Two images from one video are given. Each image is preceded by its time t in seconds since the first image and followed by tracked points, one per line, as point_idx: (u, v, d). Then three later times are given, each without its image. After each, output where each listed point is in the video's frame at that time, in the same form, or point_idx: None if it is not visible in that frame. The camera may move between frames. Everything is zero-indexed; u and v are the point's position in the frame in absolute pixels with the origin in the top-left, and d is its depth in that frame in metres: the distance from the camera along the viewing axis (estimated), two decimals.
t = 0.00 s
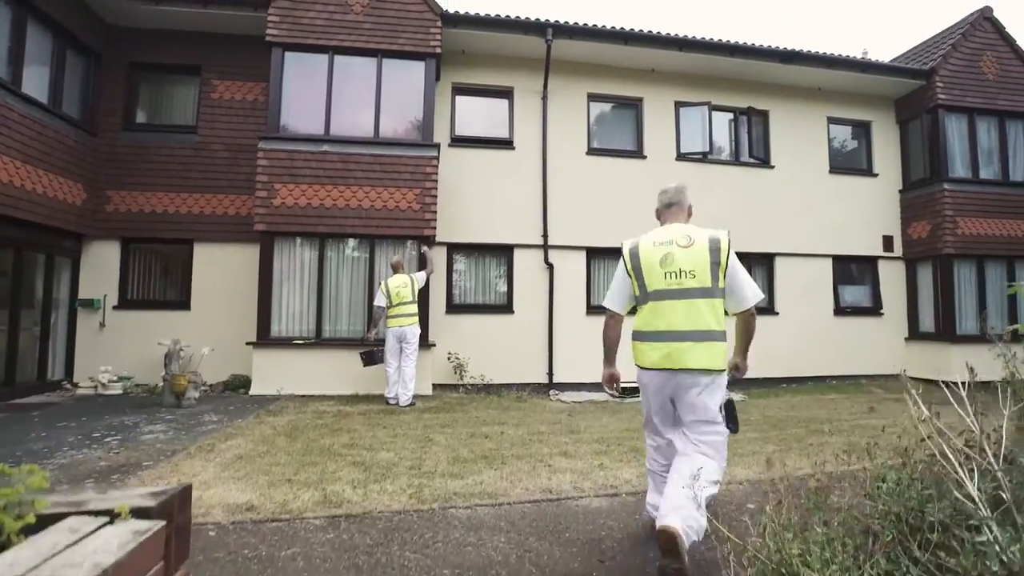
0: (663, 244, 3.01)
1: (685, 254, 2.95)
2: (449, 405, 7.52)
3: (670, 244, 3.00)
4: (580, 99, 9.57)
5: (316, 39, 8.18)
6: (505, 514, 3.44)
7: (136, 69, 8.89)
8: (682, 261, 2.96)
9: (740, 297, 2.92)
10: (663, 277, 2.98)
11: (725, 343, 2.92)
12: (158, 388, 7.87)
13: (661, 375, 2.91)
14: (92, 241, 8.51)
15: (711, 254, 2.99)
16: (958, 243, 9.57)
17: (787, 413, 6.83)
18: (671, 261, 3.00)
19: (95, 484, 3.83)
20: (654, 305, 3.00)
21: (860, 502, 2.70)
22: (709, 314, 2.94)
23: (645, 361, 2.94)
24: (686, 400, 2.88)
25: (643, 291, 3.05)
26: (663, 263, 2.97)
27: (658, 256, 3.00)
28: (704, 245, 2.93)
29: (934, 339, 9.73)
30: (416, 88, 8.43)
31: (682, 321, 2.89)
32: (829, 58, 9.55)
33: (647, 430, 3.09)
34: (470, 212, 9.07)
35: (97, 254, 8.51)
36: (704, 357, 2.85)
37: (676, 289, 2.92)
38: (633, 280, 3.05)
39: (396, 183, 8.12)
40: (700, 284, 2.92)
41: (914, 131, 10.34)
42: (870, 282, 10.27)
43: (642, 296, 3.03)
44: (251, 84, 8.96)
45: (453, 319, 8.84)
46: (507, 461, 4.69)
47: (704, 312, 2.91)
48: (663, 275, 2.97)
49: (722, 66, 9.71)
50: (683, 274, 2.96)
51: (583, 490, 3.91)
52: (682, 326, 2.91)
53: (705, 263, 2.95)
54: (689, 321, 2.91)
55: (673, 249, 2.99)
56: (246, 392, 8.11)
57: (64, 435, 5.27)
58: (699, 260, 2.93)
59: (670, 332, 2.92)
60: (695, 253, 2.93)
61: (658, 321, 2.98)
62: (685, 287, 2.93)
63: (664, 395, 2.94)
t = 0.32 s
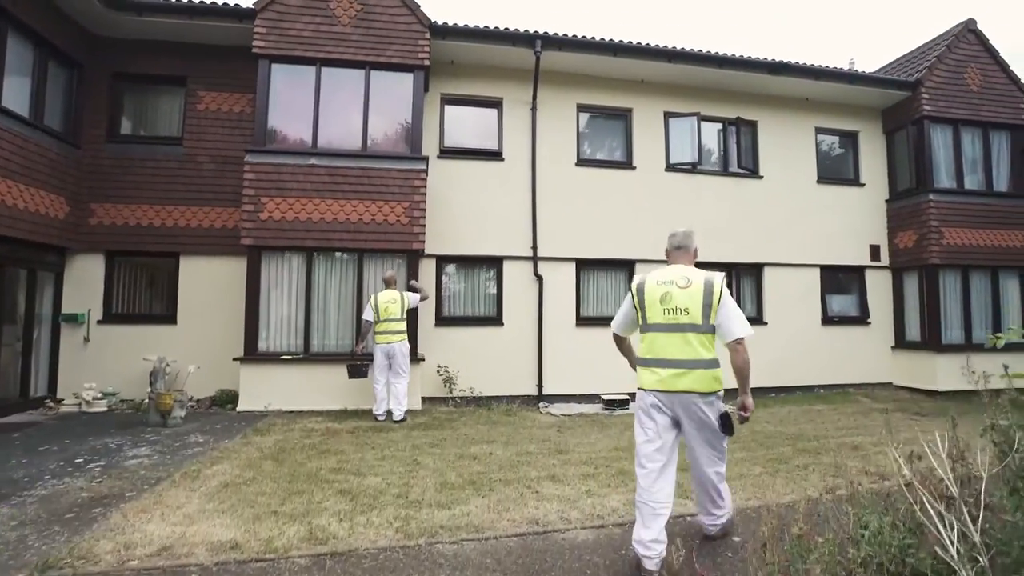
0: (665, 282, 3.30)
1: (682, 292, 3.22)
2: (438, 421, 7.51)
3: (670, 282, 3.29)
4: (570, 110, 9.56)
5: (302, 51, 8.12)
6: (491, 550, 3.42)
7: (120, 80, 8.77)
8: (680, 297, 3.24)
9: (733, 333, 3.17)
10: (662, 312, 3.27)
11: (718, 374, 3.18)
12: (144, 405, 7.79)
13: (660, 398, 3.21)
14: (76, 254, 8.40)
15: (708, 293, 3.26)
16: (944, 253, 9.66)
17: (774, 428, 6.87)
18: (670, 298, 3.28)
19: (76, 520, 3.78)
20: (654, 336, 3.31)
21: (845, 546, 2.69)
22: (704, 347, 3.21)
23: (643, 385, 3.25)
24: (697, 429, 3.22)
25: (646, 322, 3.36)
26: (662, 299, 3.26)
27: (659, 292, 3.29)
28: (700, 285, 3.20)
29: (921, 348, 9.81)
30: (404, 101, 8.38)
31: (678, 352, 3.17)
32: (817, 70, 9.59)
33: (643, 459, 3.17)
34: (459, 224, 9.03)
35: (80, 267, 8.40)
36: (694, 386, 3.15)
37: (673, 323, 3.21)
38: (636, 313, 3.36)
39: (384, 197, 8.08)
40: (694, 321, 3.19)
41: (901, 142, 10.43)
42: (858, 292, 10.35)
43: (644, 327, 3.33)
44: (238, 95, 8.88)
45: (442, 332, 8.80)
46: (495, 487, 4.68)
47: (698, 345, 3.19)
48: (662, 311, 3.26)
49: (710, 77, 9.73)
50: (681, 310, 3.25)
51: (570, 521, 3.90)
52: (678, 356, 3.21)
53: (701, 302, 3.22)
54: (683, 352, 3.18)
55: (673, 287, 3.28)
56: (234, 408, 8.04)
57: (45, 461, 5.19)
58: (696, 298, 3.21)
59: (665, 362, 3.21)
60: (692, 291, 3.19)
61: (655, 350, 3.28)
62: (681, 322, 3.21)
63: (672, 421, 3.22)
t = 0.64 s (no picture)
0: (685, 318, 3.91)
1: (699, 328, 3.83)
2: (429, 436, 7.50)
3: (689, 318, 3.90)
4: (561, 121, 9.57)
5: (291, 63, 8.06)
6: None
7: (106, 90, 8.67)
8: (696, 332, 3.85)
9: (738, 366, 3.77)
10: (681, 343, 3.87)
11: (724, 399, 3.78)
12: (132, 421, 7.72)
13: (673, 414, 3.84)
14: (61, 268, 8.30)
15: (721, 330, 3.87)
16: (930, 263, 9.77)
17: (763, 442, 6.91)
18: (688, 331, 3.89)
19: (59, 554, 3.73)
20: (672, 361, 3.92)
21: None
22: (713, 376, 3.81)
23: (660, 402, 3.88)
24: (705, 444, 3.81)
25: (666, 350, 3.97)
26: (682, 332, 3.87)
27: (679, 325, 3.90)
28: (715, 324, 3.79)
29: (908, 358, 9.91)
30: (394, 113, 8.35)
31: (691, 378, 3.78)
32: (805, 82, 9.65)
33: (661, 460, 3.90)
34: (449, 236, 9.00)
35: (66, 281, 8.30)
36: (705, 408, 3.75)
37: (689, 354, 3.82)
38: (657, 341, 3.96)
39: (375, 210, 8.04)
40: (707, 353, 3.80)
41: (888, 153, 10.53)
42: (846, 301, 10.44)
43: (664, 354, 3.95)
44: (226, 106, 8.81)
45: (434, 344, 8.77)
46: (484, 512, 4.67)
47: (708, 374, 3.80)
48: (680, 342, 3.87)
49: (700, 89, 9.76)
50: (697, 342, 3.86)
51: (560, 550, 3.90)
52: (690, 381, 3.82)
53: (714, 338, 3.83)
54: (696, 378, 3.79)
55: (692, 323, 3.90)
56: (223, 423, 7.98)
57: (27, 487, 5.12)
58: (710, 334, 3.81)
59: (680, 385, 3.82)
60: (707, 329, 3.79)
61: (673, 375, 3.88)
62: (696, 353, 3.82)
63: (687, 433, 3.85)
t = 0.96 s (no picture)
0: (682, 344, 4.20)
1: (696, 352, 4.15)
2: (419, 449, 7.50)
3: (686, 343, 4.21)
4: (550, 131, 9.58)
5: (279, 74, 8.02)
6: None
7: (90, 100, 8.57)
8: (695, 356, 4.16)
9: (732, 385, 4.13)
10: (681, 367, 4.16)
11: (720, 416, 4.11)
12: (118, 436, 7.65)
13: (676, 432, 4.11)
14: (45, 281, 8.21)
15: (713, 353, 4.22)
16: (914, 272, 9.91)
17: (750, 453, 6.97)
18: (685, 356, 4.20)
19: None
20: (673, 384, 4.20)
21: None
22: (711, 395, 4.14)
23: (664, 422, 4.13)
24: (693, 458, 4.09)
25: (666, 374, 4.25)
26: (682, 357, 4.16)
27: (678, 351, 4.19)
28: (711, 347, 4.12)
29: (893, 365, 10.04)
30: (383, 124, 8.34)
31: (694, 398, 4.07)
32: (792, 92, 9.73)
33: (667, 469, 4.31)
34: (439, 246, 8.99)
35: (50, 294, 8.21)
36: (706, 426, 4.06)
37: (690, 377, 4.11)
38: (659, 366, 4.22)
39: (363, 223, 8.03)
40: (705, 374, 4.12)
41: (873, 161, 10.65)
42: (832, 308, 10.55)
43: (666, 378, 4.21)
44: (213, 116, 8.75)
45: (422, 354, 8.76)
46: (472, 532, 4.68)
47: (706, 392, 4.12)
48: (681, 366, 4.16)
49: (689, 99, 9.80)
50: (694, 365, 4.17)
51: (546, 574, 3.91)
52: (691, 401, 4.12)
53: (709, 360, 4.17)
54: (697, 398, 4.09)
55: (689, 347, 4.21)
56: (210, 436, 7.94)
57: (10, 510, 5.06)
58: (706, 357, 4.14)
59: (682, 405, 4.09)
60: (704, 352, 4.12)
61: (674, 397, 4.16)
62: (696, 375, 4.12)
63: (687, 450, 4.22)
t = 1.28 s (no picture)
0: (667, 361, 4.73)
1: (680, 368, 4.68)
2: (407, 460, 7.52)
3: (671, 360, 4.75)
4: (537, 140, 9.62)
5: (265, 85, 8.00)
6: None
7: (75, 109, 8.51)
8: (679, 371, 4.68)
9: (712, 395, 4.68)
10: (667, 382, 4.69)
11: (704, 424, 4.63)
12: (104, 449, 7.61)
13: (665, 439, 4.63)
14: (29, 292, 8.14)
15: (696, 367, 4.76)
16: (898, 280, 10.07)
17: (735, 464, 7.05)
18: (671, 372, 4.73)
19: None
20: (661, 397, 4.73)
21: None
22: (695, 405, 4.68)
23: (654, 431, 4.66)
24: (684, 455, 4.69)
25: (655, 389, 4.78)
26: (668, 373, 4.69)
27: (664, 367, 4.72)
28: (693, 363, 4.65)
29: (877, 370, 10.18)
30: (370, 134, 8.34)
31: (680, 409, 4.60)
32: (776, 101, 9.83)
33: (659, 476, 4.68)
34: (426, 256, 9.00)
35: (35, 305, 8.14)
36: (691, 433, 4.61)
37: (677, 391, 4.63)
38: (648, 382, 4.75)
39: (350, 233, 8.04)
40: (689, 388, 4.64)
41: (857, 170, 10.79)
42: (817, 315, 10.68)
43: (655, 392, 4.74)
44: (199, 126, 8.71)
45: (410, 364, 8.77)
46: (458, 549, 4.71)
47: (690, 403, 4.64)
48: (668, 381, 4.69)
49: (675, 108, 9.87)
50: (679, 380, 4.70)
51: None
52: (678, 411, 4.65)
53: (692, 374, 4.71)
54: (683, 409, 4.62)
55: (674, 363, 4.74)
56: (197, 448, 7.91)
57: None
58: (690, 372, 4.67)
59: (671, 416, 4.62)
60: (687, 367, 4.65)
61: (662, 408, 4.69)
62: (681, 389, 4.64)
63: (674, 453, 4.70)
